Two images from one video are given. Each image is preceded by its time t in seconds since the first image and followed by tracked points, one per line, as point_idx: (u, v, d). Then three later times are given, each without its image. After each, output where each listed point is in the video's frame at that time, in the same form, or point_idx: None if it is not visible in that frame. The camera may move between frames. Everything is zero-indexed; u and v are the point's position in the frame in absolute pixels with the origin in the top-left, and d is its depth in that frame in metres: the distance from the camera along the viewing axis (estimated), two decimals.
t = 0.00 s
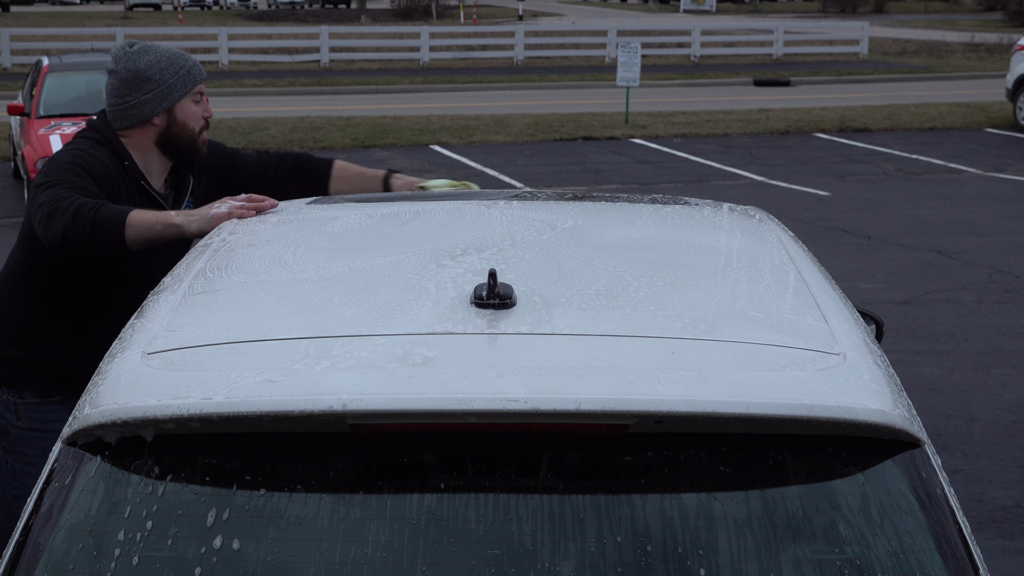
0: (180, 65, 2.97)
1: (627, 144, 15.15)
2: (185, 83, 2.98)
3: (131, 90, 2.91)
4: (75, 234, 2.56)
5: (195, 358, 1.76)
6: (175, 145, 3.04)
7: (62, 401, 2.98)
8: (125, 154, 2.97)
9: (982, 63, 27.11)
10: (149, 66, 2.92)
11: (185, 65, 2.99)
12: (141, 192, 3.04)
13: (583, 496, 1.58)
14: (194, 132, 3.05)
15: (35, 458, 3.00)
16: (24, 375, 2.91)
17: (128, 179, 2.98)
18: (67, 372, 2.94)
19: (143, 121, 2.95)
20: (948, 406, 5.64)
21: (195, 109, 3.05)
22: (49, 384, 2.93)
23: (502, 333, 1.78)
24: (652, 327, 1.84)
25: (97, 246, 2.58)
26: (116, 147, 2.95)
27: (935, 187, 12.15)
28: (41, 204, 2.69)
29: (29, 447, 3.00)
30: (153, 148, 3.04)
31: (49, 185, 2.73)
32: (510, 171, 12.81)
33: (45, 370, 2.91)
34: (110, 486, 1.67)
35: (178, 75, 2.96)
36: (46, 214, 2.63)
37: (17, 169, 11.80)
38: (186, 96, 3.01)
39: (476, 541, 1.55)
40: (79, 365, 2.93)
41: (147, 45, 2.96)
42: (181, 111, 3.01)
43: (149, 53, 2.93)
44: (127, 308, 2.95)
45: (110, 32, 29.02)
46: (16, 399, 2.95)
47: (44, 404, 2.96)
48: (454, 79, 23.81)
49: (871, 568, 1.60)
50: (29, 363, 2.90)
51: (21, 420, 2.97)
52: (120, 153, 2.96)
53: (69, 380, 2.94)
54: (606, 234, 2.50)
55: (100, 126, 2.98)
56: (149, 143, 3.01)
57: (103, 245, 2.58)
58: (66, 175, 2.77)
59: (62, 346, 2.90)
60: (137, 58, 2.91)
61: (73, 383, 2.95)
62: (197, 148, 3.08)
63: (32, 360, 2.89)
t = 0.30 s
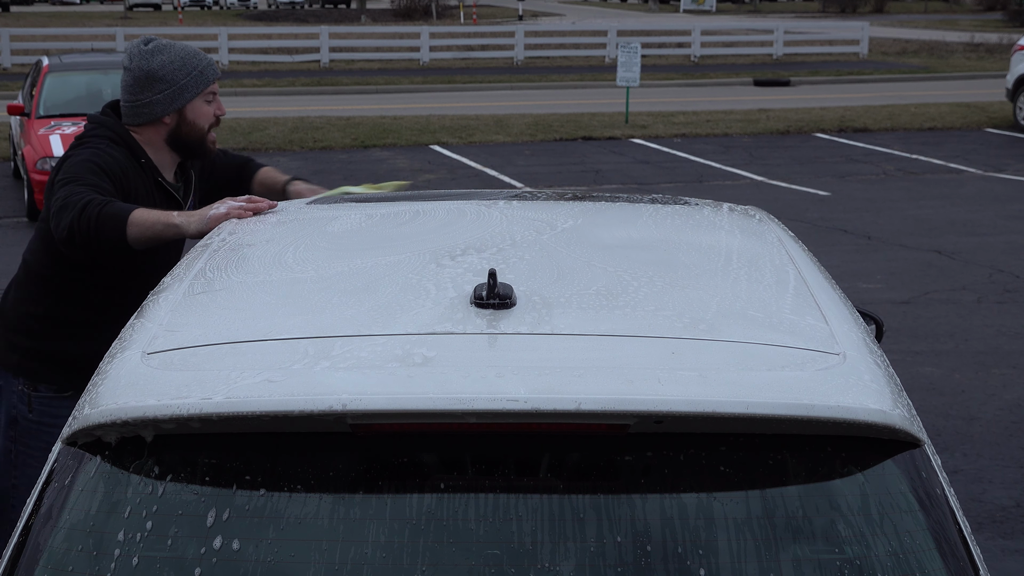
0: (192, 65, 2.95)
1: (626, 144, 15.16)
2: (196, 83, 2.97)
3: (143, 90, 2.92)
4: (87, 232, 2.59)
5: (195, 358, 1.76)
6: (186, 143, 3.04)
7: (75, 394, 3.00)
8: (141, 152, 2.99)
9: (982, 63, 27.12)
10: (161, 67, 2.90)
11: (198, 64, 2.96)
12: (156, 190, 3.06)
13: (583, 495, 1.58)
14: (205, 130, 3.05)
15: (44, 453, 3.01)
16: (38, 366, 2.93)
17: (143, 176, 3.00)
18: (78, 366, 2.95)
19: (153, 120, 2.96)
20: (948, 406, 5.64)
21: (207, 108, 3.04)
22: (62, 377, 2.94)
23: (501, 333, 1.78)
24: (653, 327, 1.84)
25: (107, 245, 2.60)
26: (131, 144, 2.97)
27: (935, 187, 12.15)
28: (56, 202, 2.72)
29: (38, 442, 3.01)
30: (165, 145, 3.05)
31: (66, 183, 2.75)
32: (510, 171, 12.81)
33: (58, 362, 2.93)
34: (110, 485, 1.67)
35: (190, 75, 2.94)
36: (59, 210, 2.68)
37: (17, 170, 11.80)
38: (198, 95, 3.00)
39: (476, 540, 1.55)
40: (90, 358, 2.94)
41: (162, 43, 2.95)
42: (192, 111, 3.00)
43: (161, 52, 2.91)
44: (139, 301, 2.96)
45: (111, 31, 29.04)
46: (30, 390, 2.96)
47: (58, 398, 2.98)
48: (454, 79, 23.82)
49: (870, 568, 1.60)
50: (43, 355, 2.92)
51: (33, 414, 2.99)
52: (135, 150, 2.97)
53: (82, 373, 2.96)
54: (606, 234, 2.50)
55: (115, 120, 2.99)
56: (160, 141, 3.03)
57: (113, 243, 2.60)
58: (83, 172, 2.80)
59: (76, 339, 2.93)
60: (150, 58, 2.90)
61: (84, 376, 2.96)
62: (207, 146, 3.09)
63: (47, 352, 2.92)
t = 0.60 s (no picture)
0: (215, 76, 2.95)
1: (627, 143, 15.16)
2: (218, 95, 2.97)
3: (163, 98, 2.92)
4: (92, 234, 2.61)
5: (196, 358, 1.76)
6: (204, 152, 3.05)
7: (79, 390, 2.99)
8: (158, 158, 3.00)
9: (982, 63, 27.11)
10: (183, 77, 2.91)
11: (221, 76, 2.96)
12: (170, 194, 3.07)
13: (583, 495, 1.58)
14: (225, 142, 3.05)
15: (44, 447, 3.01)
16: (44, 362, 2.94)
17: (159, 182, 3.02)
18: (82, 363, 2.95)
19: (172, 129, 2.96)
20: (949, 406, 5.64)
21: (227, 119, 3.04)
22: (67, 373, 2.95)
23: (501, 333, 1.78)
24: (653, 327, 1.84)
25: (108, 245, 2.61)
26: (149, 150, 2.98)
27: (935, 187, 12.15)
28: (63, 203, 2.73)
29: (39, 435, 3.00)
30: (183, 153, 3.06)
31: (74, 184, 2.77)
32: (510, 171, 12.81)
33: (64, 358, 2.94)
34: (110, 485, 1.67)
35: (211, 86, 2.94)
36: (62, 211, 2.72)
37: (17, 169, 11.80)
38: (219, 106, 2.99)
39: (476, 541, 1.55)
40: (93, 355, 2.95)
41: (186, 53, 2.95)
42: (212, 122, 3.00)
43: (185, 62, 2.91)
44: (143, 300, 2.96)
45: (110, 30, 29.05)
46: (33, 384, 2.97)
47: (62, 393, 2.98)
48: (454, 79, 23.82)
49: (870, 568, 1.60)
50: (49, 350, 2.93)
51: (35, 407, 2.99)
52: (153, 156, 2.99)
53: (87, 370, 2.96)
54: (606, 234, 2.50)
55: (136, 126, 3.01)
56: (179, 149, 3.04)
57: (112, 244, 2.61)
58: (91, 174, 2.81)
59: (82, 337, 2.93)
60: (173, 68, 2.91)
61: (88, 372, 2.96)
62: (226, 157, 3.09)
63: (52, 348, 2.93)
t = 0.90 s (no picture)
0: (188, 65, 2.98)
1: (626, 143, 15.16)
2: (192, 83, 2.98)
3: (140, 89, 2.96)
4: (79, 225, 2.62)
5: (195, 359, 1.76)
6: (183, 146, 3.03)
7: (68, 386, 2.97)
8: (137, 151, 3.00)
9: (982, 63, 27.11)
10: (158, 67, 2.95)
11: (195, 65, 2.99)
12: (151, 190, 3.04)
13: (583, 495, 1.58)
14: (204, 134, 3.03)
15: (30, 442, 2.99)
16: (32, 358, 2.93)
17: (138, 177, 3.00)
18: (71, 360, 2.94)
19: (149, 120, 2.97)
20: (949, 406, 5.64)
21: (205, 111, 3.03)
22: (54, 369, 2.93)
23: (501, 332, 1.78)
24: (653, 327, 1.84)
25: (96, 238, 2.61)
26: (128, 143, 2.99)
27: (935, 187, 12.15)
28: (55, 197, 2.74)
29: (25, 429, 2.99)
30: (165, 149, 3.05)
31: (55, 175, 2.79)
32: (510, 171, 12.81)
33: (51, 353, 2.92)
34: (110, 485, 1.67)
35: (185, 74, 2.96)
36: (66, 209, 2.68)
37: (17, 169, 11.79)
38: (195, 96, 3.00)
39: (476, 541, 1.55)
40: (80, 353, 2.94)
41: (163, 45, 2.99)
42: (189, 113, 3.00)
43: (160, 52, 2.96)
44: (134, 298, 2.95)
45: (110, 30, 29.07)
46: (19, 379, 2.96)
47: (48, 387, 2.96)
48: (454, 79, 23.83)
49: (870, 569, 1.60)
50: (37, 345, 2.92)
51: (22, 402, 2.98)
52: (132, 149, 2.99)
53: (73, 366, 2.94)
54: (606, 234, 2.50)
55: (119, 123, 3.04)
56: (159, 143, 3.03)
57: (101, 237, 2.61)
58: (75, 167, 2.82)
59: (71, 333, 2.92)
60: (148, 58, 2.96)
61: (76, 370, 2.95)
62: (207, 151, 3.06)
63: (41, 344, 2.92)
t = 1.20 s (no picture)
0: (205, 73, 2.92)
1: (627, 144, 15.16)
2: (208, 92, 2.94)
3: (155, 97, 2.91)
4: (91, 233, 2.62)
5: (195, 358, 1.76)
6: (198, 152, 3.02)
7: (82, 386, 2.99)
8: (151, 157, 3.00)
9: (982, 63, 27.10)
10: (174, 74, 2.89)
11: (211, 72, 2.93)
12: (165, 194, 3.07)
13: (583, 495, 1.58)
14: (219, 141, 3.02)
15: (45, 445, 3.01)
16: (43, 360, 2.93)
17: (152, 181, 3.02)
18: (83, 359, 2.95)
19: (164, 127, 2.94)
20: (949, 405, 5.64)
21: (220, 118, 3.00)
22: (66, 371, 2.94)
23: (502, 332, 1.78)
24: (653, 327, 1.84)
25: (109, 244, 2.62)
26: (141, 147, 2.99)
27: (935, 187, 12.15)
28: (63, 203, 2.74)
29: (41, 433, 3.01)
30: (179, 153, 3.05)
31: (68, 183, 2.78)
32: (510, 171, 12.81)
33: (63, 356, 2.93)
34: (110, 485, 1.67)
35: (201, 83, 2.92)
36: (62, 211, 2.71)
37: (17, 169, 11.80)
38: (211, 105, 2.97)
39: (476, 540, 1.55)
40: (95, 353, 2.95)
41: (179, 51, 2.93)
42: (204, 121, 2.97)
43: (176, 60, 2.90)
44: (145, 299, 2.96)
45: (110, 29, 29.10)
46: (34, 382, 2.97)
47: (64, 390, 2.98)
48: (454, 79, 23.83)
49: (870, 568, 1.60)
50: (48, 348, 2.92)
51: (37, 405, 2.99)
52: (146, 155, 3.00)
53: (85, 366, 2.96)
54: (606, 234, 2.50)
55: (132, 126, 3.01)
56: (173, 149, 3.02)
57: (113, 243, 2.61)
58: (86, 172, 2.82)
59: (81, 334, 2.93)
60: (164, 65, 2.90)
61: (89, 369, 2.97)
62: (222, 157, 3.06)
63: (53, 346, 2.93)
